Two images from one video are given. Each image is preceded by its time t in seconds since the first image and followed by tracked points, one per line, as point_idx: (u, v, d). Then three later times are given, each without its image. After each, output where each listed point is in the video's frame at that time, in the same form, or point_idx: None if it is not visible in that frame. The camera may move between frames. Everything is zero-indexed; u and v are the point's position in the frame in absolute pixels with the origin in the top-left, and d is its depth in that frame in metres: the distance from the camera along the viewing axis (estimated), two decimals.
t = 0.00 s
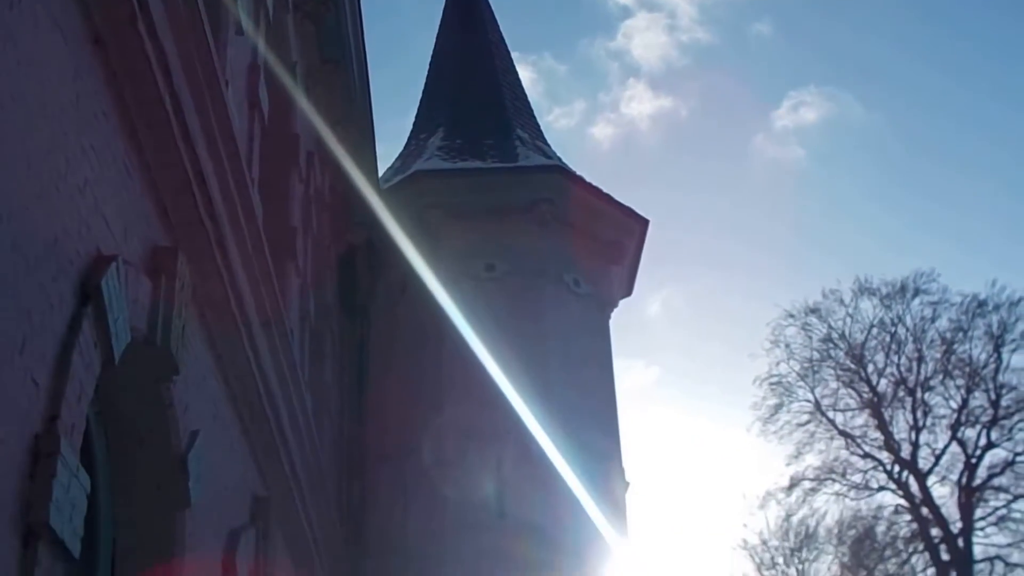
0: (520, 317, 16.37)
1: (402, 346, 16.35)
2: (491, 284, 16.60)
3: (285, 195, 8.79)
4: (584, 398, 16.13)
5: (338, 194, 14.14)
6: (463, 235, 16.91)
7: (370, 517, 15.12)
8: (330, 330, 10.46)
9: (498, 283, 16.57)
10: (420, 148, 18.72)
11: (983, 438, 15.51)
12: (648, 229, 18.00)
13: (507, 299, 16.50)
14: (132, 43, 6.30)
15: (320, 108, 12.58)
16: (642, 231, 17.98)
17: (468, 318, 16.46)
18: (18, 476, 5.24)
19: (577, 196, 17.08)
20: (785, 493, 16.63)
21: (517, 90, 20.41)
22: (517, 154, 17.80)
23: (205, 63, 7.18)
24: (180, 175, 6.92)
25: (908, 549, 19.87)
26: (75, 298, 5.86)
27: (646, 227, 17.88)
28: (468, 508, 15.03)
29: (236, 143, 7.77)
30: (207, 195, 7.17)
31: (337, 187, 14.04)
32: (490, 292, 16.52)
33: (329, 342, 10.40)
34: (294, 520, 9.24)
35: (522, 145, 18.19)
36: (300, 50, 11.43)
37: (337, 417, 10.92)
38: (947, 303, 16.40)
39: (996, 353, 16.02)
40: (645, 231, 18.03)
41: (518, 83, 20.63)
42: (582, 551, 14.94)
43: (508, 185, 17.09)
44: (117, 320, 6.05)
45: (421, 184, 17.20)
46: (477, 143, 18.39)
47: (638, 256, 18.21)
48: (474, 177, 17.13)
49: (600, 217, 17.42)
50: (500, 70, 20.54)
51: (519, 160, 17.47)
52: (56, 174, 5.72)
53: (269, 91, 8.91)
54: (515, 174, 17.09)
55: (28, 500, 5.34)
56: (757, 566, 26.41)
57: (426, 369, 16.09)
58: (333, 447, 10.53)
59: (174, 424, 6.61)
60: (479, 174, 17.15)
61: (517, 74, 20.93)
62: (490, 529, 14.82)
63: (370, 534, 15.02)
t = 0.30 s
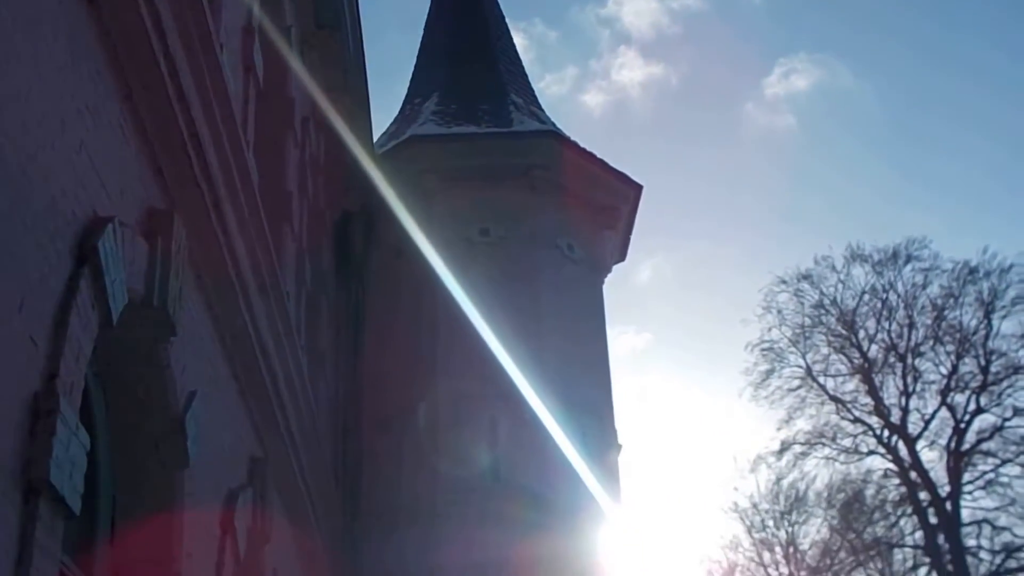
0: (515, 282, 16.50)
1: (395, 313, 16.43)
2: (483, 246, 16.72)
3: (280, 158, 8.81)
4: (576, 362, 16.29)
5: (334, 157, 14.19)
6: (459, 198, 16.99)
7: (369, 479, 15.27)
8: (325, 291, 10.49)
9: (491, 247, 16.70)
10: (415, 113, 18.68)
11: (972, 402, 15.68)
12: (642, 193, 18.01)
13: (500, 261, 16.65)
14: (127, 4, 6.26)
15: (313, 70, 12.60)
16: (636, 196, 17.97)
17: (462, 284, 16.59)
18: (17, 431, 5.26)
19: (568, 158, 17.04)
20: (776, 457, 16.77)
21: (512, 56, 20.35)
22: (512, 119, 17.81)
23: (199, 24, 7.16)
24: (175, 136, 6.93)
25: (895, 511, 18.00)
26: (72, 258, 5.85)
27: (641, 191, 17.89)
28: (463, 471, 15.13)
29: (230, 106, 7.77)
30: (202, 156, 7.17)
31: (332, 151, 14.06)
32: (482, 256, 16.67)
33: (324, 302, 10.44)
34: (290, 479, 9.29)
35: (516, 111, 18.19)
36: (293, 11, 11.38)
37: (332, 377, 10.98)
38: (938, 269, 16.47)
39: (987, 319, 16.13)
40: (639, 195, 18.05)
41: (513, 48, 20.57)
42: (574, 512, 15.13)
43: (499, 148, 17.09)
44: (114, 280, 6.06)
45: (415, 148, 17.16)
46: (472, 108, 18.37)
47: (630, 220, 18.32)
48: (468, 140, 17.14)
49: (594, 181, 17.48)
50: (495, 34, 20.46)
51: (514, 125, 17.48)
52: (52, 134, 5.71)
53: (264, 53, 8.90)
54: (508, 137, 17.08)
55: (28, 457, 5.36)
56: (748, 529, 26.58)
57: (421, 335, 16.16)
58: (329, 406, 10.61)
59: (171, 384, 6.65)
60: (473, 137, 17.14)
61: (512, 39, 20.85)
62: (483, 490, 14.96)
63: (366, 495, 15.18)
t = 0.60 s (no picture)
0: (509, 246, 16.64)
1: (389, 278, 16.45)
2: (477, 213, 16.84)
3: (275, 123, 8.83)
4: (568, 327, 16.55)
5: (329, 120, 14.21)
6: (453, 165, 17.03)
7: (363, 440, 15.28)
8: (319, 252, 10.53)
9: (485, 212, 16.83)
10: (410, 79, 18.65)
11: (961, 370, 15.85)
12: (635, 160, 18.26)
13: (495, 225, 16.75)
14: None
15: (308, 36, 12.54)
16: (629, 163, 18.23)
17: (455, 250, 16.64)
18: (17, 389, 5.26)
19: (564, 125, 17.28)
20: (766, 422, 16.88)
21: (506, 21, 20.28)
22: (506, 84, 17.84)
23: None
24: (170, 100, 6.91)
25: (885, 477, 17.08)
26: (69, 220, 5.84)
27: (633, 158, 18.08)
28: (457, 436, 15.23)
29: (225, 69, 7.75)
30: (196, 120, 7.17)
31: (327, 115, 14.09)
32: (476, 221, 16.76)
33: (319, 263, 10.48)
34: (285, 438, 9.35)
35: (511, 76, 18.18)
36: None
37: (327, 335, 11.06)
38: (929, 237, 16.53)
39: (976, 287, 16.24)
40: (632, 161, 18.29)
41: (507, 13, 20.49)
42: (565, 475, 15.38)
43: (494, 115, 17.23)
44: (110, 241, 6.06)
45: (411, 116, 17.27)
46: (466, 74, 18.36)
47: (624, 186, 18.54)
48: (463, 107, 17.24)
49: (588, 148, 17.66)
50: None
51: (508, 91, 17.54)
52: (47, 95, 5.69)
53: (258, 18, 8.90)
54: (503, 103, 17.21)
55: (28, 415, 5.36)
56: (738, 493, 26.82)
57: (415, 302, 16.22)
58: (324, 365, 10.67)
59: (168, 345, 6.68)
60: (467, 103, 17.24)
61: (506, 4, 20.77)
62: (477, 452, 15.12)
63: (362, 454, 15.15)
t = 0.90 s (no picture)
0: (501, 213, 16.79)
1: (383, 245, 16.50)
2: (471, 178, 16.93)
3: (269, 87, 8.82)
4: (561, 292, 16.73)
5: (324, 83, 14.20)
6: (448, 131, 17.09)
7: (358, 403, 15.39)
8: (313, 214, 10.55)
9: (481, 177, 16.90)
10: (404, 44, 18.56)
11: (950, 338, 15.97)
12: (629, 127, 18.45)
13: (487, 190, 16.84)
14: None
15: None
16: (624, 130, 18.39)
17: (447, 216, 16.66)
18: (13, 349, 5.27)
19: (558, 90, 17.42)
20: (757, 389, 17.01)
21: None
22: (500, 50, 17.82)
23: None
24: (164, 62, 6.87)
25: (875, 443, 16.65)
26: (63, 180, 5.80)
27: (627, 125, 18.23)
28: (451, 399, 15.35)
29: (219, 32, 7.71)
30: (191, 83, 7.13)
31: (322, 79, 14.08)
32: (471, 186, 16.83)
33: (313, 225, 10.50)
34: (280, 401, 9.40)
35: (505, 42, 18.14)
36: None
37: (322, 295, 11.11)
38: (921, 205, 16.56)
39: (967, 256, 16.30)
40: (626, 128, 18.45)
41: None
42: (556, 438, 15.66)
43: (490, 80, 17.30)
44: (105, 201, 6.04)
45: (406, 82, 17.31)
46: (461, 40, 18.28)
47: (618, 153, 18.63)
48: (459, 72, 17.29)
49: (584, 114, 17.80)
50: None
51: (503, 57, 17.54)
52: (40, 57, 5.64)
53: None
54: (499, 69, 17.30)
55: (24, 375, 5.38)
56: (728, 460, 27.05)
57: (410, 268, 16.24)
58: (319, 326, 10.72)
59: (163, 308, 6.70)
60: (463, 69, 17.30)
61: None
62: (471, 413, 15.33)
63: (357, 416, 15.20)
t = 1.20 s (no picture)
0: (496, 182, 16.82)
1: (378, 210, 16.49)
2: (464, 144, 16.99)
3: (262, 49, 8.75)
4: (552, 261, 16.88)
5: (316, 49, 14.16)
6: (442, 98, 17.08)
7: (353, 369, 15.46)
8: (307, 180, 10.53)
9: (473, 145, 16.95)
10: (398, 9, 18.40)
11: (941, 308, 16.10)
12: (623, 94, 18.43)
13: (481, 159, 16.89)
14: None
15: None
16: (618, 96, 18.38)
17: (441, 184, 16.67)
18: (9, 311, 5.26)
19: (551, 58, 17.27)
20: (749, 358, 17.10)
21: None
22: (495, 15, 17.66)
23: None
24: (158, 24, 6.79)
25: (865, 412, 16.76)
26: (57, 143, 5.76)
27: (622, 92, 18.19)
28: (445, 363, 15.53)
29: None
30: (184, 45, 7.07)
31: (315, 44, 14.02)
32: (464, 153, 16.90)
33: (306, 191, 10.49)
34: (275, 364, 9.44)
35: (500, 7, 17.99)
36: None
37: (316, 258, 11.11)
38: (916, 175, 16.56)
39: (960, 227, 16.36)
40: (620, 95, 18.43)
41: None
42: (550, 405, 15.92)
43: (484, 46, 17.20)
44: (99, 163, 6.01)
45: (400, 46, 17.23)
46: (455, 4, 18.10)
47: (612, 120, 18.61)
48: (453, 37, 17.19)
49: (577, 82, 17.72)
50: None
51: (497, 22, 17.39)
52: (32, 18, 5.55)
53: None
54: (494, 35, 17.20)
55: (19, 337, 5.38)
56: (720, 427, 27.20)
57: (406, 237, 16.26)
58: (314, 290, 10.73)
59: (157, 271, 6.70)
60: (457, 35, 17.20)
61: None
62: (466, 379, 15.53)
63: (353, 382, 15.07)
